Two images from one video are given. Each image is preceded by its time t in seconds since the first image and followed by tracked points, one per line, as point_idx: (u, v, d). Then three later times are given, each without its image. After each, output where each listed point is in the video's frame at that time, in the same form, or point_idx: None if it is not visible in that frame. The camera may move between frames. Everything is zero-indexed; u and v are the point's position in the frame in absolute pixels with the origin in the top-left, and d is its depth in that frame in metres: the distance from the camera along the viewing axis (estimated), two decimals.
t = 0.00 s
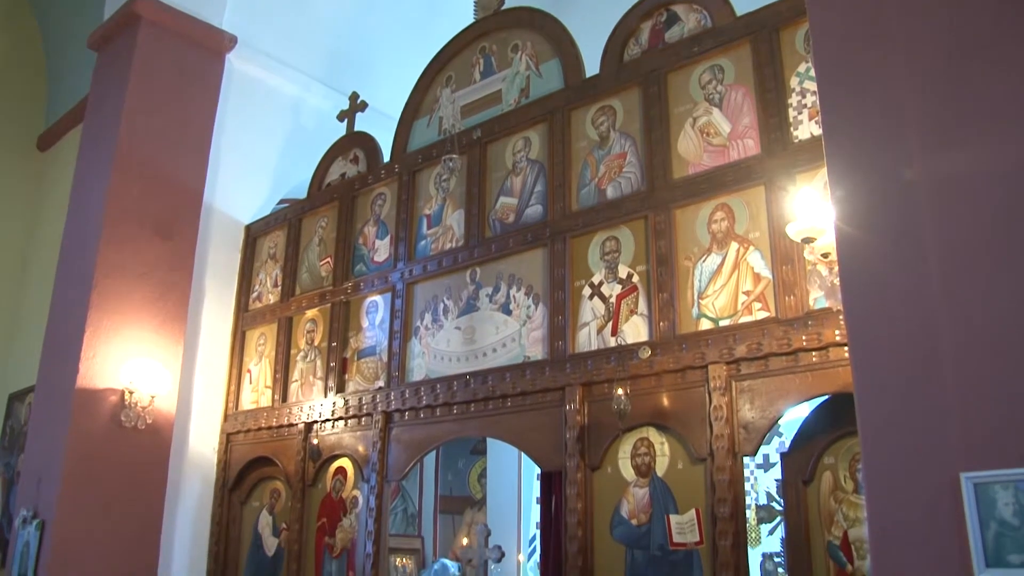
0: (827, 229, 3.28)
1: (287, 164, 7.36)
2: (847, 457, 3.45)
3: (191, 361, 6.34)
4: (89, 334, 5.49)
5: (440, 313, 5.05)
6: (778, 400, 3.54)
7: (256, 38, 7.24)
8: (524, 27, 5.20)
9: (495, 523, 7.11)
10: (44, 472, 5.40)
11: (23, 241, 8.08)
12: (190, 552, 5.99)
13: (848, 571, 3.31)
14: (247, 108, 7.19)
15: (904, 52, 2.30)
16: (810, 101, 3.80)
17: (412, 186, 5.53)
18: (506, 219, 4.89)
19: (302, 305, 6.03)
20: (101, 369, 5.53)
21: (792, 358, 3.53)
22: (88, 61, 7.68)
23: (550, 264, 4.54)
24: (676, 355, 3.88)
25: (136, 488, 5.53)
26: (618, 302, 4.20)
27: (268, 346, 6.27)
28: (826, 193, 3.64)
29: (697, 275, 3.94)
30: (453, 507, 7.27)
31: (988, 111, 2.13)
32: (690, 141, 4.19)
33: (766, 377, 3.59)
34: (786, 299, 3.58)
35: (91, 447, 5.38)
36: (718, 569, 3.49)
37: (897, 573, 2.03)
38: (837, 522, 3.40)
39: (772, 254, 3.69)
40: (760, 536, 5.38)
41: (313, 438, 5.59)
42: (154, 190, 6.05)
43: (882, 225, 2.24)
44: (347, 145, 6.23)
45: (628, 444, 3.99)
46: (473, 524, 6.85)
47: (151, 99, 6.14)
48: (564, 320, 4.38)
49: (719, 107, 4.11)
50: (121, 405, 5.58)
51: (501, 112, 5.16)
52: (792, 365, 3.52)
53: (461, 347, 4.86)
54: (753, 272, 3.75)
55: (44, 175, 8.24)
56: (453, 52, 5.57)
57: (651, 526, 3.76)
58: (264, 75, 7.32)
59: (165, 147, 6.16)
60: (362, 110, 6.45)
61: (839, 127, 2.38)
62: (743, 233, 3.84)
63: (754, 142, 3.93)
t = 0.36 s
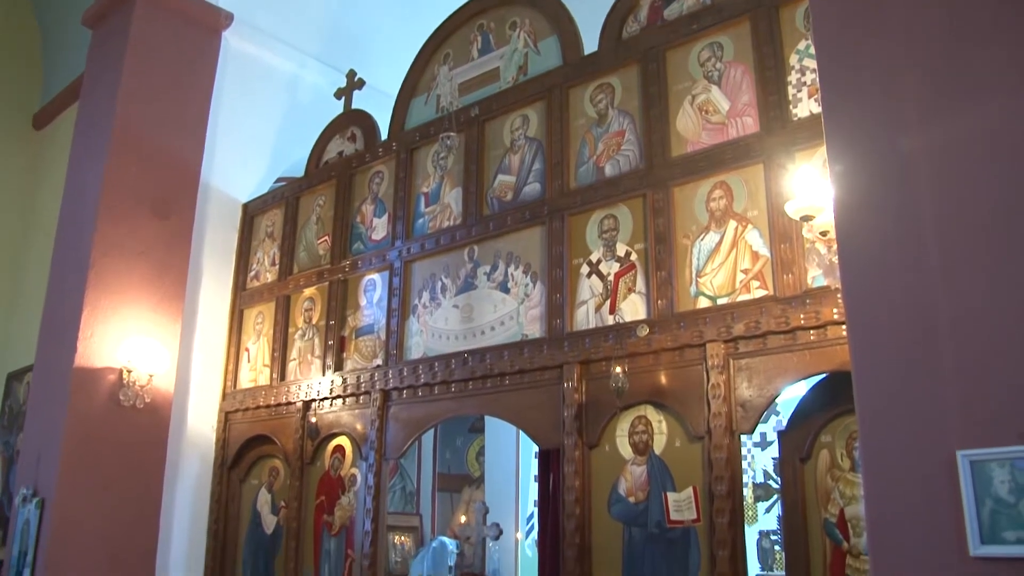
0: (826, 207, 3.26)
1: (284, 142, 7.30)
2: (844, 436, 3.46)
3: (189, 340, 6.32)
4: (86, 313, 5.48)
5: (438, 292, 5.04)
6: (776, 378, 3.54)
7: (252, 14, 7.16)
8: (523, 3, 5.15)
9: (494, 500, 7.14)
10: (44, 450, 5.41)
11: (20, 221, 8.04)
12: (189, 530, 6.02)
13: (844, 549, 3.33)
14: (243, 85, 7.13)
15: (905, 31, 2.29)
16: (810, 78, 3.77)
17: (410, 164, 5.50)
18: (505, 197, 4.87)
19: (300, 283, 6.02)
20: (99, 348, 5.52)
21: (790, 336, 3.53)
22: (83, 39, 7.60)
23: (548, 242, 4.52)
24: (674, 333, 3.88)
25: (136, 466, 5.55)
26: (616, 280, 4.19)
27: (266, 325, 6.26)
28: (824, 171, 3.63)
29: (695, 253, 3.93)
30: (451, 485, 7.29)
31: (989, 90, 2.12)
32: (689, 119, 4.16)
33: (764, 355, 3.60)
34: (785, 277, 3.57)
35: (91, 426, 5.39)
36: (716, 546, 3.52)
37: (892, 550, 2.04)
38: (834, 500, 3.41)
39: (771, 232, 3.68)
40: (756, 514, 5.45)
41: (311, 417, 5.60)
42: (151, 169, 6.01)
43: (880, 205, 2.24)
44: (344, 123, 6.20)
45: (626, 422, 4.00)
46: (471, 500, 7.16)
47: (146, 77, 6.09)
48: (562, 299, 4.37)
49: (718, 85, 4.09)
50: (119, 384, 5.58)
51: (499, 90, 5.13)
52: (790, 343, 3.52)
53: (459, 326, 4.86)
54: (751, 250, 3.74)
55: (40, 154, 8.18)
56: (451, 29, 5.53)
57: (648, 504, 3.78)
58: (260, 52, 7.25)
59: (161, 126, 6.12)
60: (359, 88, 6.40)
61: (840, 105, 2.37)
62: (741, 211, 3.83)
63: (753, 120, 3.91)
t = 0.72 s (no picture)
0: (824, 184, 3.25)
1: (281, 119, 7.24)
2: (841, 413, 3.47)
3: (187, 318, 6.31)
4: (84, 291, 5.47)
5: (436, 269, 5.03)
6: (774, 355, 3.54)
7: None
8: None
9: (492, 476, 7.31)
10: (42, 427, 5.42)
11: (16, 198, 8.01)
12: (189, 506, 6.04)
13: (840, 525, 3.34)
14: (240, 62, 7.05)
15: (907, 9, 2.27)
16: (809, 55, 3.74)
17: (408, 141, 5.47)
18: (503, 173, 4.84)
19: (298, 261, 6.00)
20: (96, 326, 5.52)
21: (788, 314, 3.53)
22: (78, 15, 7.54)
23: (546, 219, 4.51)
24: (671, 310, 3.88)
25: (135, 443, 5.56)
26: (614, 257, 4.18)
27: (263, 302, 6.25)
28: (823, 148, 3.61)
29: (693, 230, 3.92)
30: (450, 462, 7.35)
31: (989, 68, 2.11)
32: (687, 95, 4.13)
33: (762, 332, 3.60)
34: (783, 255, 3.57)
35: (89, 403, 5.39)
36: (713, 523, 3.53)
37: (888, 526, 2.05)
38: (830, 477, 3.42)
39: (770, 208, 3.67)
40: (752, 492, 5.52)
41: (309, 394, 5.60)
42: (147, 146, 5.98)
43: (880, 183, 2.23)
44: (342, 100, 6.16)
45: (624, 399, 4.00)
46: (469, 477, 7.15)
47: (142, 53, 6.03)
48: (560, 276, 4.36)
49: (717, 61, 4.05)
50: (117, 362, 5.58)
51: (497, 66, 5.09)
52: (789, 321, 3.52)
53: (457, 303, 4.85)
54: (750, 227, 3.73)
55: (36, 131, 8.14)
56: (448, 4, 5.48)
57: (646, 481, 3.79)
58: (257, 29, 7.17)
59: (157, 102, 6.08)
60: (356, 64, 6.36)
61: (839, 84, 2.36)
62: (739, 188, 3.81)
63: (751, 97, 3.88)
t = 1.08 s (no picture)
0: (823, 161, 3.24)
1: (277, 96, 7.18)
2: (838, 390, 3.47)
3: (184, 297, 6.30)
4: (81, 270, 5.45)
5: (433, 246, 5.02)
6: (771, 332, 3.54)
7: None
8: None
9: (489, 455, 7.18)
10: (40, 406, 5.43)
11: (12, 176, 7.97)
12: (187, 484, 6.06)
13: (836, 502, 3.36)
14: (236, 38, 6.98)
15: None
16: (809, 32, 3.71)
17: (405, 118, 5.43)
18: (500, 151, 4.82)
19: (295, 239, 5.98)
20: (94, 305, 5.50)
21: (786, 291, 3.52)
22: None
23: (544, 196, 4.49)
24: (669, 288, 3.87)
25: (132, 421, 5.58)
26: (612, 234, 4.17)
27: (261, 280, 6.23)
28: (822, 125, 3.59)
29: (691, 207, 3.91)
30: (447, 441, 7.32)
31: (989, 45, 2.09)
32: (685, 73, 4.10)
33: (759, 310, 3.59)
34: (781, 233, 3.56)
35: (87, 381, 5.40)
36: (709, 499, 3.55)
37: (884, 502, 2.06)
38: (827, 454, 3.44)
39: (768, 185, 3.65)
40: (748, 469, 5.57)
41: (307, 371, 5.61)
42: (143, 124, 5.94)
43: (879, 161, 2.22)
44: (338, 77, 6.12)
45: (621, 376, 4.00)
46: (467, 455, 7.12)
47: (138, 29, 5.97)
48: (558, 253, 4.35)
49: (716, 38, 4.02)
50: (115, 341, 5.58)
51: (495, 43, 5.05)
52: (786, 298, 3.51)
53: (455, 281, 4.85)
54: (748, 205, 3.71)
55: (31, 108, 8.08)
56: None
57: (643, 458, 3.81)
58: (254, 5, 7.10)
59: (153, 80, 6.03)
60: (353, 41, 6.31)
61: (839, 61, 2.34)
62: (738, 165, 3.79)
63: (751, 74, 3.85)
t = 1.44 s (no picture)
0: (823, 138, 3.21)
1: (276, 72, 7.09)
2: (836, 367, 3.47)
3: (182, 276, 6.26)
4: (79, 248, 5.44)
5: (431, 224, 5.00)
6: (770, 310, 3.54)
7: None
8: None
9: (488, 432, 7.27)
10: (39, 385, 5.43)
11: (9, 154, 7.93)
12: (187, 462, 6.06)
13: (833, 479, 3.37)
14: (233, 14, 6.89)
15: None
16: (809, 8, 3.68)
17: (403, 95, 5.40)
18: (499, 128, 4.79)
19: (293, 217, 5.96)
20: (92, 283, 5.49)
21: (785, 269, 3.51)
22: None
23: (542, 174, 4.47)
24: (668, 265, 3.86)
25: (131, 400, 5.60)
26: (611, 212, 4.15)
27: (259, 259, 6.22)
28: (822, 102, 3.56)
29: (690, 184, 3.89)
30: (446, 418, 7.40)
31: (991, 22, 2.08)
32: (685, 49, 4.07)
33: (758, 288, 3.59)
34: (780, 210, 3.55)
35: (86, 359, 5.40)
36: (707, 477, 3.56)
37: (882, 478, 2.07)
38: (825, 432, 3.44)
39: (767, 163, 3.64)
40: (746, 447, 5.59)
41: (305, 349, 5.61)
42: (139, 101, 5.91)
43: (880, 137, 2.21)
44: (336, 54, 6.08)
45: (620, 353, 4.00)
46: (466, 432, 7.06)
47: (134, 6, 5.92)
48: (556, 231, 4.33)
49: (716, 14, 3.99)
50: (114, 319, 5.58)
51: (494, 19, 5.00)
52: (785, 276, 3.51)
53: (453, 258, 4.83)
54: (747, 182, 3.70)
55: (26, 85, 8.03)
56: None
57: (641, 435, 3.81)
58: None
59: (150, 57, 5.99)
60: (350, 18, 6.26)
61: (840, 36, 2.33)
62: (737, 142, 3.77)
63: (750, 50, 3.82)
